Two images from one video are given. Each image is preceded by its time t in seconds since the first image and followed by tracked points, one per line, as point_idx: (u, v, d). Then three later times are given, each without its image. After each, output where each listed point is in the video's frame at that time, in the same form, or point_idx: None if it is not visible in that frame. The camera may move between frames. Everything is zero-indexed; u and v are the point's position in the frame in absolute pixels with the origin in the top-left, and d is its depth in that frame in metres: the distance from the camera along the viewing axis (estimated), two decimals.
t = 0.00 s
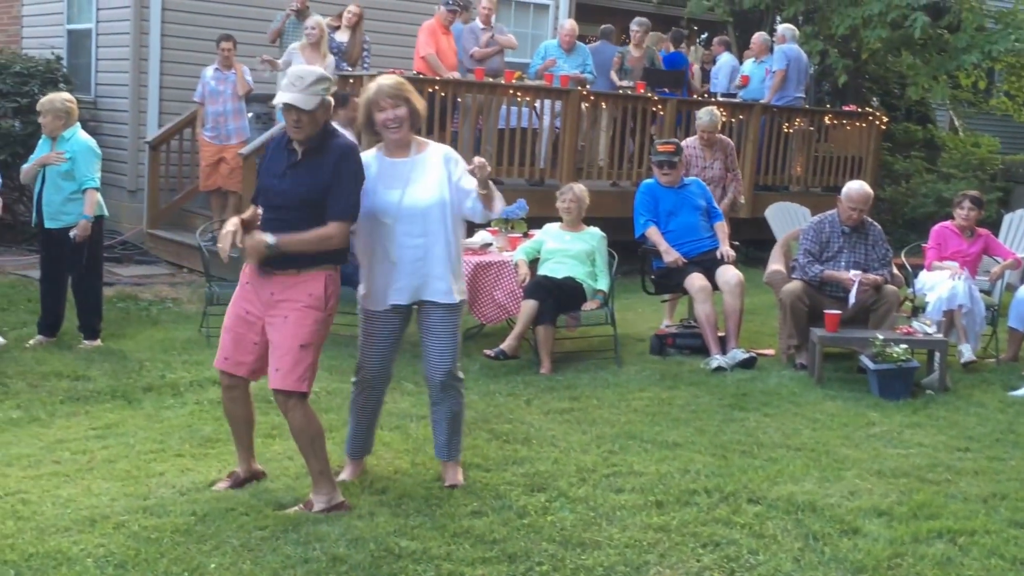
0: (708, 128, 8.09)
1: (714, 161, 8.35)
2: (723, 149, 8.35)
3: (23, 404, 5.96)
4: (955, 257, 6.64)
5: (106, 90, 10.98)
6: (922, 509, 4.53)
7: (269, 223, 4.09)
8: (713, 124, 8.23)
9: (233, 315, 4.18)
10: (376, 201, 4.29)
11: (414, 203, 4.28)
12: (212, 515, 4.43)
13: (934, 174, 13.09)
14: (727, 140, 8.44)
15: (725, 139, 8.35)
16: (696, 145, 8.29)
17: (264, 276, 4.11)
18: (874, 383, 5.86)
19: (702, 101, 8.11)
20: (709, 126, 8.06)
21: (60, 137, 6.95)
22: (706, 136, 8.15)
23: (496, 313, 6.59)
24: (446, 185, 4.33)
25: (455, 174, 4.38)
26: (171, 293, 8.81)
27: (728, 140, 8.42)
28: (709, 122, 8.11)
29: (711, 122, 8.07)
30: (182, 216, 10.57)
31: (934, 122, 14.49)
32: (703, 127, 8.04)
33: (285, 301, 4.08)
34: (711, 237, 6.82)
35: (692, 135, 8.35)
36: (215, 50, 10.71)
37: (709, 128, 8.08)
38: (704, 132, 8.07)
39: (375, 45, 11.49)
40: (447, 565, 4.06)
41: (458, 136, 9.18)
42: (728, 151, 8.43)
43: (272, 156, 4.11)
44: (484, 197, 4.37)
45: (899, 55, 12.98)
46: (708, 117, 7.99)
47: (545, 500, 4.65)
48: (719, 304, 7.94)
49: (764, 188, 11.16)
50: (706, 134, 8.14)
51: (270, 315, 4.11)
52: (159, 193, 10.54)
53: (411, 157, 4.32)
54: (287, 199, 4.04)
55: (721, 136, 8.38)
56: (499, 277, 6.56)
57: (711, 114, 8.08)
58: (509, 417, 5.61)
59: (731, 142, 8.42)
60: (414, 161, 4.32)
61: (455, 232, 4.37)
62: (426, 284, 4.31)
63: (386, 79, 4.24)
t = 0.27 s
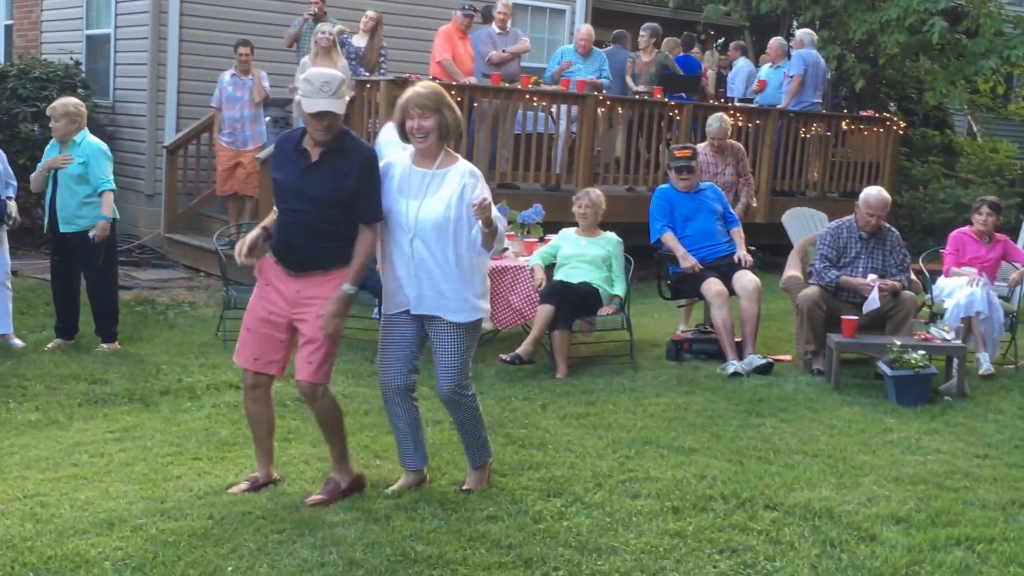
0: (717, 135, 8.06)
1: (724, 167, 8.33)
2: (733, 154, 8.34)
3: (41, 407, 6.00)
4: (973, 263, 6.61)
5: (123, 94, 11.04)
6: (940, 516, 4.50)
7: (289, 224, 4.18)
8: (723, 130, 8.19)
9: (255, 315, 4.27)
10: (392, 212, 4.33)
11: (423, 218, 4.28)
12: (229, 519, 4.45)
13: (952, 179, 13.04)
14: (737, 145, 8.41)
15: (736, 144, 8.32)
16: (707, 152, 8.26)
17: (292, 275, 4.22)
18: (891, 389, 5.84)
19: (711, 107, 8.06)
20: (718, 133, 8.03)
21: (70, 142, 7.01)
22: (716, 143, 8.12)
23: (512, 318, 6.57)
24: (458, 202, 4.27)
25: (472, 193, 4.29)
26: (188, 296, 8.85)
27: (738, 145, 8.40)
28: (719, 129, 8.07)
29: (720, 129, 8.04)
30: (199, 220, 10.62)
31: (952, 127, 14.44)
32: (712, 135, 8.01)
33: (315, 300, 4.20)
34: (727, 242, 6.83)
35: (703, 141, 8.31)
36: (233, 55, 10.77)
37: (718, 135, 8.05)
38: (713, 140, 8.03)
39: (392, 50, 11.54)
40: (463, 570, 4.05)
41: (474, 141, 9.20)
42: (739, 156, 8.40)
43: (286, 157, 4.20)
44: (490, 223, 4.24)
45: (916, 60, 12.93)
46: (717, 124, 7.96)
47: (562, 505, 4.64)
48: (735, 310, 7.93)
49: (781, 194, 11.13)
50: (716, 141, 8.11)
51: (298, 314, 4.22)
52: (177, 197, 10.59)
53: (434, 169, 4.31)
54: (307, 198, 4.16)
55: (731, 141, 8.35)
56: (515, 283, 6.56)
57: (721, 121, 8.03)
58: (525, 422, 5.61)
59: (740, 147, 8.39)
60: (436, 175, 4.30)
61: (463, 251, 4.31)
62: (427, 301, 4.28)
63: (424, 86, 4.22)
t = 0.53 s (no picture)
0: (726, 141, 8.04)
1: (735, 172, 8.31)
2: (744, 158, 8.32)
3: (56, 410, 6.04)
4: (989, 269, 6.58)
5: (138, 99, 11.09)
6: (955, 523, 4.48)
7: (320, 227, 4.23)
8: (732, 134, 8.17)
9: (294, 318, 4.31)
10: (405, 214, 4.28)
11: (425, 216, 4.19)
12: (242, 523, 4.46)
13: (967, 184, 12.99)
14: (747, 150, 8.39)
15: (746, 149, 8.30)
16: (717, 158, 8.24)
17: (329, 280, 4.26)
18: (905, 395, 5.83)
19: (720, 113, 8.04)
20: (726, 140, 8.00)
21: (79, 146, 7.05)
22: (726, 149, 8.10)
23: (524, 322, 6.53)
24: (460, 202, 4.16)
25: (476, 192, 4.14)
26: (202, 300, 8.89)
27: (748, 148, 8.38)
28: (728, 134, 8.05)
29: (729, 135, 8.01)
30: (213, 224, 10.66)
31: (967, 132, 14.39)
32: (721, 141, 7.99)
33: (356, 304, 4.24)
34: (740, 248, 6.83)
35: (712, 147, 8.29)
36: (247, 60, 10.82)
37: (728, 141, 8.02)
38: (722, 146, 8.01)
39: (406, 55, 11.57)
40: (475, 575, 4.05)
41: (487, 145, 9.19)
42: (748, 160, 8.39)
43: (317, 162, 4.25)
44: (485, 222, 4.03)
45: (931, 65, 12.90)
46: (727, 130, 7.93)
47: (574, 510, 4.64)
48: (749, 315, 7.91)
49: (795, 199, 11.12)
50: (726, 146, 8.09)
51: (338, 320, 4.26)
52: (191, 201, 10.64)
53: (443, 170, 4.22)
54: (335, 203, 4.20)
55: (740, 145, 8.33)
56: (527, 287, 6.53)
57: (730, 126, 8.01)
58: (537, 427, 5.61)
59: (749, 150, 8.37)
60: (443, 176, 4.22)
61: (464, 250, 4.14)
62: (419, 302, 4.15)
63: (434, 87, 4.09)
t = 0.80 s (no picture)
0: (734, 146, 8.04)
1: (743, 176, 8.31)
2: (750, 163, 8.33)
3: (67, 414, 6.07)
4: (1000, 274, 6.57)
5: (149, 103, 11.14)
6: (966, 529, 4.48)
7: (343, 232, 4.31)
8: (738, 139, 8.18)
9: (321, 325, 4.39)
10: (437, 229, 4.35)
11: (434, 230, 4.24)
12: (252, 527, 4.48)
13: (977, 188, 12.96)
14: (752, 154, 8.40)
15: (753, 153, 8.32)
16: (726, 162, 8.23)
17: (347, 286, 4.33)
18: (916, 401, 5.82)
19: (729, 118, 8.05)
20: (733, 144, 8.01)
21: (95, 149, 7.13)
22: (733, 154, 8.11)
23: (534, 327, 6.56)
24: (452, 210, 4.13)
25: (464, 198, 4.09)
26: (212, 304, 8.92)
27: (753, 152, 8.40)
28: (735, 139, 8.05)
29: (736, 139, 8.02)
30: (223, 227, 10.70)
31: (977, 137, 14.37)
32: (729, 146, 7.99)
33: (368, 308, 4.28)
34: (751, 253, 6.83)
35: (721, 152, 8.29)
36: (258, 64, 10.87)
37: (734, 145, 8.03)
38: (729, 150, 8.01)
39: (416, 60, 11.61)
40: None
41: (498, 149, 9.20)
42: (754, 164, 8.40)
43: (344, 171, 4.34)
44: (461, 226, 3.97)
45: (942, 70, 12.89)
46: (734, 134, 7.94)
47: (584, 515, 4.64)
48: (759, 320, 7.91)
49: (805, 203, 11.11)
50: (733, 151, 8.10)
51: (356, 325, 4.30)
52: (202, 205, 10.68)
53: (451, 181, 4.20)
54: (358, 211, 4.28)
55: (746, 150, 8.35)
56: (538, 292, 6.57)
57: (736, 131, 8.02)
58: (547, 431, 5.62)
59: (755, 154, 8.39)
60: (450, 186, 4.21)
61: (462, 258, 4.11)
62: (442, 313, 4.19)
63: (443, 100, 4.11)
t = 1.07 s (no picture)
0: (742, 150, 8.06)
1: (751, 181, 8.31)
2: (757, 166, 8.34)
3: (75, 417, 6.09)
4: (1007, 279, 6.56)
5: (157, 106, 11.17)
6: (973, 534, 4.47)
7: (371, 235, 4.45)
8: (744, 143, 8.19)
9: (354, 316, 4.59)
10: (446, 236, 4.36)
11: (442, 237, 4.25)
12: (259, 531, 4.49)
13: (985, 193, 12.94)
14: (759, 158, 8.41)
15: (761, 157, 8.34)
16: (733, 166, 8.23)
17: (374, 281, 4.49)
18: (923, 405, 5.82)
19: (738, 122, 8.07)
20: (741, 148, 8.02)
21: (122, 154, 7.18)
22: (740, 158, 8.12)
23: (540, 331, 6.44)
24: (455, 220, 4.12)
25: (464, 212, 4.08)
26: (219, 308, 8.95)
27: (761, 156, 8.42)
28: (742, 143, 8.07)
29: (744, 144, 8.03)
30: (231, 231, 10.72)
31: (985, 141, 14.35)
32: (737, 150, 8.00)
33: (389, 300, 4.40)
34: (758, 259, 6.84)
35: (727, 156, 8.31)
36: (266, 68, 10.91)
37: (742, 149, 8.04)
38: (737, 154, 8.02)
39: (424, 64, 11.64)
40: None
41: (505, 152, 9.22)
42: (761, 167, 8.41)
43: (371, 172, 4.50)
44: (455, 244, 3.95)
45: (949, 74, 12.89)
46: (743, 138, 7.95)
47: (591, 520, 4.64)
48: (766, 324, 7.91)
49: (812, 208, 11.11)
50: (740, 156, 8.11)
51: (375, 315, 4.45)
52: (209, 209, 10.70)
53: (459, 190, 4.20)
54: (385, 212, 4.42)
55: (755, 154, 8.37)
56: (545, 295, 6.47)
57: (744, 135, 8.03)
58: (554, 436, 5.62)
59: (761, 157, 8.41)
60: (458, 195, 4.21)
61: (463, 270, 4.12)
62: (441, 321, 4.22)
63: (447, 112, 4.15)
